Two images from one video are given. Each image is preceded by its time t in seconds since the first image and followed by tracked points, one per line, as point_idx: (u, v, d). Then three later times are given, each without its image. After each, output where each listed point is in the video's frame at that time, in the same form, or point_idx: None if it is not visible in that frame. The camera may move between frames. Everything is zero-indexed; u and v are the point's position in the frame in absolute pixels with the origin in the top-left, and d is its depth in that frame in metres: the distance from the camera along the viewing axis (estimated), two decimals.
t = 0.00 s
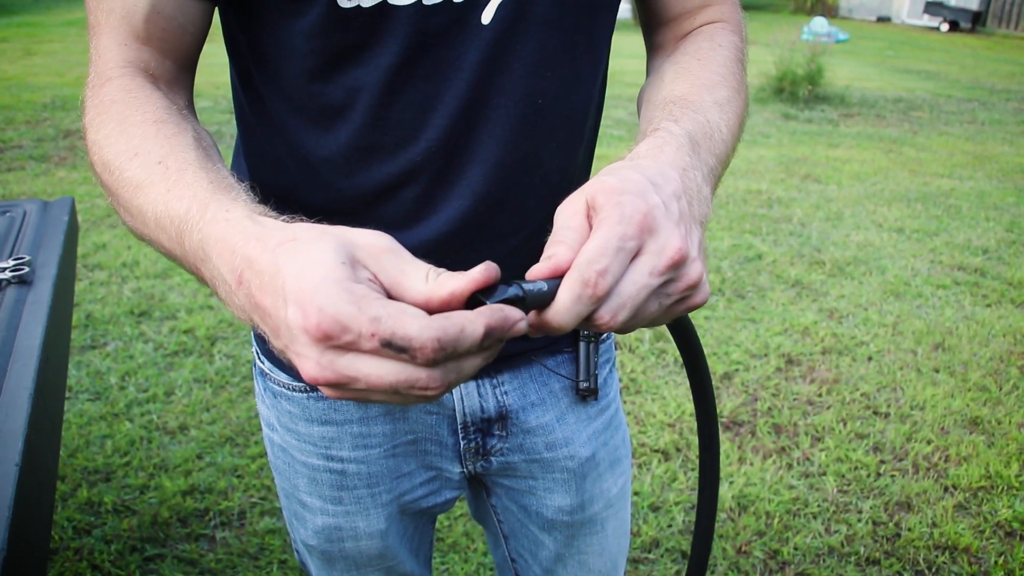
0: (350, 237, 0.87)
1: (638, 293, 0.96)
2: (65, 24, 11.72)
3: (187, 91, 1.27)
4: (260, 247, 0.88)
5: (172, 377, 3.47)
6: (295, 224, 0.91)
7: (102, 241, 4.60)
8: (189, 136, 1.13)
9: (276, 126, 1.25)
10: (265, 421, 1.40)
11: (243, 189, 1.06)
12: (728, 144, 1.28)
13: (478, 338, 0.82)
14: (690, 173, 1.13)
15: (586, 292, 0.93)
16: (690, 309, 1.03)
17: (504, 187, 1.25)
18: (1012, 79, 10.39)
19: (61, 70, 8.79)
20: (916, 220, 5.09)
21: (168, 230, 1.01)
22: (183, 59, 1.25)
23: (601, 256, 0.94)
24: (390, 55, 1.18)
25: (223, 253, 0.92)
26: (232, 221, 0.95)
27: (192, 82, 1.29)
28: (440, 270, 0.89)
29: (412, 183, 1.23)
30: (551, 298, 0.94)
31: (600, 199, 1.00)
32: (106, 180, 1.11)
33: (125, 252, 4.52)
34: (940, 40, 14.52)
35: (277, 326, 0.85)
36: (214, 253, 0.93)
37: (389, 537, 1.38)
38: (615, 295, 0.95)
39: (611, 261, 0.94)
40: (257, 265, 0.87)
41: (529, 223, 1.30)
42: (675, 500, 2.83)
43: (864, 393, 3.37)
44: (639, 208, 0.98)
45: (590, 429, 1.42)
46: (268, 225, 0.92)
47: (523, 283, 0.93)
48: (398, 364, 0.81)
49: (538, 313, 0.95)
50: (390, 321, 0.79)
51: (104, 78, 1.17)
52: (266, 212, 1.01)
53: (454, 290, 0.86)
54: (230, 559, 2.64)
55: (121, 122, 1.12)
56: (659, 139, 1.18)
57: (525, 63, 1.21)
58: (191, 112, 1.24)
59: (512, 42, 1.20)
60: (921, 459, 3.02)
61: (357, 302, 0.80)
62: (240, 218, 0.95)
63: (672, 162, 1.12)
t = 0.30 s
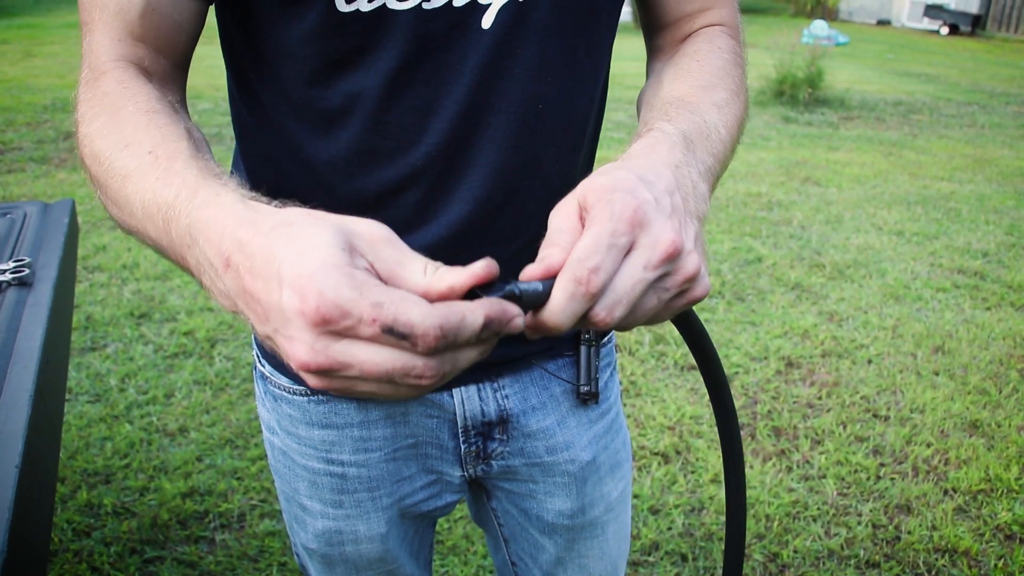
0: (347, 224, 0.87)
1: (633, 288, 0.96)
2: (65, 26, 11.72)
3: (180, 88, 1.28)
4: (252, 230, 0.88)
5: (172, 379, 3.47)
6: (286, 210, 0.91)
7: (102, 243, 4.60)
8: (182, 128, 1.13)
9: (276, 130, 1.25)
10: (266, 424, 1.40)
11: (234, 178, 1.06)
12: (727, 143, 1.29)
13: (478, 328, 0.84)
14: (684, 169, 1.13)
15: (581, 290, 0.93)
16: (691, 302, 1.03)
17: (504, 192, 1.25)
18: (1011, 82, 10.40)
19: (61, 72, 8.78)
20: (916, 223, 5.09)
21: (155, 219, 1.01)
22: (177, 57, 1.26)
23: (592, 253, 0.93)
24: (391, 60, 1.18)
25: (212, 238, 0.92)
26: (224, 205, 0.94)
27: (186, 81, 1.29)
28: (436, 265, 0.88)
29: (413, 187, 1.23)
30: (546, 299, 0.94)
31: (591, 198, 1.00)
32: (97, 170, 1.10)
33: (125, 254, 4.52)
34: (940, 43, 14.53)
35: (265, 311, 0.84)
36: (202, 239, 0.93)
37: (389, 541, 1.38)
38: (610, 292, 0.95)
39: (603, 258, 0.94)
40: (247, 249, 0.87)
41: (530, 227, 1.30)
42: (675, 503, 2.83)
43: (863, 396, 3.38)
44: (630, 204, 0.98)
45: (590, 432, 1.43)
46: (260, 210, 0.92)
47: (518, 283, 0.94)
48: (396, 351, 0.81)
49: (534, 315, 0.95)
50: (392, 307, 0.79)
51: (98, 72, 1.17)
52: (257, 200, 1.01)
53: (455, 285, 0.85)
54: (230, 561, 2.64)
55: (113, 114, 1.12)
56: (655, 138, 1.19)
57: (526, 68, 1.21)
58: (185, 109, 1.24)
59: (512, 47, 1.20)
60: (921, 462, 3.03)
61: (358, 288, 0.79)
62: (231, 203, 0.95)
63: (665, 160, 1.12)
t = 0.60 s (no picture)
0: (340, 234, 0.87)
1: (630, 295, 0.96)
2: (65, 29, 11.72)
3: (185, 92, 1.28)
4: (248, 240, 0.88)
5: (172, 381, 3.47)
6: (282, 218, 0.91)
7: (102, 246, 4.61)
8: (183, 133, 1.13)
9: (276, 135, 1.25)
10: (265, 429, 1.40)
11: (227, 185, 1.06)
12: (726, 148, 1.29)
13: (464, 341, 0.81)
14: (683, 175, 1.13)
15: (575, 296, 0.93)
16: (689, 310, 1.02)
17: (504, 196, 1.25)
18: (1011, 83, 10.40)
19: (61, 75, 8.79)
20: (915, 225, 5.09)
21: (155, 226, 1.01)
22: (182, 62, 1.26)
23: (588, 259, 0.93)
24: (389, 65, 1.18)
25: (208, 246, 0.92)
26: (219, 213, 0.95)
27: (191, 85, 1.30)
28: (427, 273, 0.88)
29: (412, 191, 1.24)
30: (540, 306, 0.94)
31: (588, 202, 1.00)
32: (99, 177, 1.11)
33: (125, 257, 4.52)
34: (939, 44, 14.54)
35: (257, 323, 0.84)
36: (198, 247, 0.94)
37: (389, 545, 1.38)
38: (606, 299, 0.95)
39: (599, 264, 0.94)
40: (242, 258, 0.87)
41: (529, 231, 1.30)
42: (675, 505, 2.83)
43: (864, 398, 3.38)
44: (628, 209, 0.98)
45: (590, 436, 1.42)
46: (256, 219, 0.92)
47: (511, 290, 0.94)
48: (381, 364, 0.80)
49: (528, 321, 0.95)
50: (375, 321, 0.78)
51: (104, 78, 1.18)
52: (254, 207, 1.01)
53: (443, 292, 0.85)
54: (230, 564, 2.64)
55: (114, 120, 1.13)
56: (653, 143, 1.19)
57: (524, 72, 1.21)
58: (189, 114, 1.25)
59: (510, 51, 1.20)
60: (921, 464, 3.03)
61: (343, 302, 0.79)
62: (227, 210, 0.95)
63: (663, 165, 1.12)
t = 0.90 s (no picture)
0: (326, 232, 0.87)
1: (619, 296, 0.96)
2: (64, 32, 11.72)
3: (184, 95, 1.27)
4: (236, 238, 0.88)
5: (170, 384, 3.47)
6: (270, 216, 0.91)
7: (101, 248, 4.60)
8: (180, 133, 1.13)
9: (273, 137, 1.25)
10: (264, 431, 1.40)
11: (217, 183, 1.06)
12: (721, 149, 1.28)
13: (446, 341, 0.81)
14: (675, 173, 1.13)
15: (563, 298, 0.93)
16: (681, 310, 1.02)
17: (501, 198, 1.25)
18: (1010, 84, 10.40)
19: (60, 78, 8.79)
20: (914, 225, 5.09)
21: (148, 225, 1.01)
22: (180, 64, 1.25)
23: (576, 260, 0.93)
24: (384, 66, 1.18)
25: (197, 244, 0.92)
26: (209, 212, 0.94)
27: (191, 87, 1.29)
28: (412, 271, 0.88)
29: (409, 193, 1.23)
30: (528, 307, 0.94)
31: (577, 200, 0.99)
32: (94, 177, 1.11)
33: (124, 260, 4.52)
34: (938, 45, 14.55)
35: (242, 321, 0.84)
36: (188, 244, 0.93)
37: (387, 547, 1.38)
38: (594, 300, 0.95)
39: (587, 265, 0.94)
40: (229, 256, 0.87)
41: (527, 233, 1.30)
42: (675, 506, 2.83)
43: (863, 399, 3.37)
44: (617, 207, 0.97)
45: (590, 439, 1.42)
46: (244, 216, 0.92)
47: (498, 291, 0.94)
48: (362, 363, 0.80)
49: (516, 321, 0.96)
50: (356, 319, 0.78)
51: (100, 81, 1.18)
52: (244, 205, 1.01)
53: (427, 293, 0.86)
54: (229, 566, 2.63)
55: (109, 121, 1.13)
56: (646, 143, 1.19)
57: (520, 73, 1.21)
58: (188, 116, 1.25)
59: (506, 52, 1.20)
60: (921, 465, 3.02)
61: (324, 300, 0.79)
62: (217, 209, 0.95)
63: (656, 164, 1.12)
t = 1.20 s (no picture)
0: (328, 230, 0.87)
1: (618, 294, 0.96)
2: (64, 32, 11.72)
3: (189, 95, 1.28)
4: (241, 237, 0.88)
5: (170, 385, 3.47)
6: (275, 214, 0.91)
7: (101, 249, 4.61)
8: (184, 133, 1.13)
9: (274, 136, 1.25)
10: (264, 428, 1.40)
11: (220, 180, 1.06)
12: (719, 149, 1.28)
13: (445, 338, 0.80)
14: (674, 173, 1.13)
15: (564, 295, 0.93)
16: (679, 308, 1.02)
17: (501, 198, 1.25)
18: (1011, 86, 10.41)
19: (61, 79, 8.79)
20: (914, 227, 5.09)
21: (153, 224, 1.01)
22: (185, 65, 1.26)
23: (576, 257, 0.93)
24: (386, 66, 1.18)
25: (203, 243, 0.92)
26: (214, 211, 0.95)
27: (195, 87, 1.30)
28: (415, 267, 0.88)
29: (409, 192, 1.23)
30: (529, 303, 0.94)
31: (578, 199, 0.99)
32: (101, 177, 1.12)
33: (124, 260, 4.52)
34: (938, 47, 14.55)
35: (247, 319, 0.84)
36: (194, 243, 0.94)
37: (387, 545, 1.38)
38: (594, 297, 0.95)
39: (588, 262, 0.94)
40: (234, 255, 0.87)
41: (527, 233, 1.30)
42: (674, 507, 2.83)
43: (863, 401, 3.37)
44: (616, 205, 0.98)
45: (589, 437, 1.42)
46: (249, 215, 0.92)
47: (498, 286, 0.94)
48: (363, 359, 0.80)
49: (516, 317, 0.95)
50: (356, 316, 0.78)
51: (106, 82, 1.18)
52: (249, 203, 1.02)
53: (428, 288, 0.86)
54: (228, 566, 2.63)
55: (116, 121, 1.13)
56: (646, 142, 1.19)
57: (521, 73, 1.21)
58: (192, 116, 1.25)
59: (506, 52, 1.20)
60: (921, 467, 3.02)
61: (325, 297, 0.79)
62: (221, 208, 0.95)
63: (655, 164, 1.12)
